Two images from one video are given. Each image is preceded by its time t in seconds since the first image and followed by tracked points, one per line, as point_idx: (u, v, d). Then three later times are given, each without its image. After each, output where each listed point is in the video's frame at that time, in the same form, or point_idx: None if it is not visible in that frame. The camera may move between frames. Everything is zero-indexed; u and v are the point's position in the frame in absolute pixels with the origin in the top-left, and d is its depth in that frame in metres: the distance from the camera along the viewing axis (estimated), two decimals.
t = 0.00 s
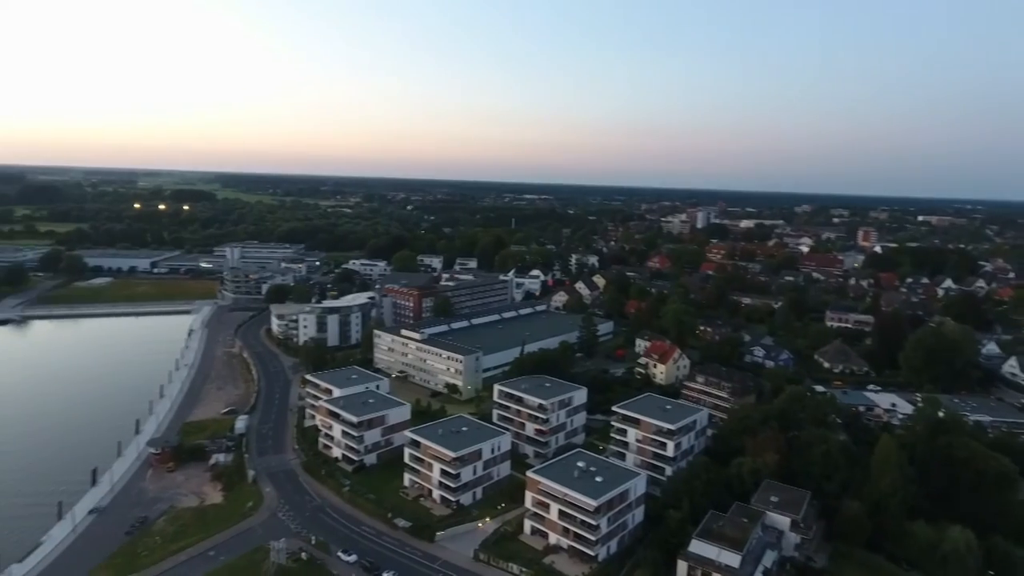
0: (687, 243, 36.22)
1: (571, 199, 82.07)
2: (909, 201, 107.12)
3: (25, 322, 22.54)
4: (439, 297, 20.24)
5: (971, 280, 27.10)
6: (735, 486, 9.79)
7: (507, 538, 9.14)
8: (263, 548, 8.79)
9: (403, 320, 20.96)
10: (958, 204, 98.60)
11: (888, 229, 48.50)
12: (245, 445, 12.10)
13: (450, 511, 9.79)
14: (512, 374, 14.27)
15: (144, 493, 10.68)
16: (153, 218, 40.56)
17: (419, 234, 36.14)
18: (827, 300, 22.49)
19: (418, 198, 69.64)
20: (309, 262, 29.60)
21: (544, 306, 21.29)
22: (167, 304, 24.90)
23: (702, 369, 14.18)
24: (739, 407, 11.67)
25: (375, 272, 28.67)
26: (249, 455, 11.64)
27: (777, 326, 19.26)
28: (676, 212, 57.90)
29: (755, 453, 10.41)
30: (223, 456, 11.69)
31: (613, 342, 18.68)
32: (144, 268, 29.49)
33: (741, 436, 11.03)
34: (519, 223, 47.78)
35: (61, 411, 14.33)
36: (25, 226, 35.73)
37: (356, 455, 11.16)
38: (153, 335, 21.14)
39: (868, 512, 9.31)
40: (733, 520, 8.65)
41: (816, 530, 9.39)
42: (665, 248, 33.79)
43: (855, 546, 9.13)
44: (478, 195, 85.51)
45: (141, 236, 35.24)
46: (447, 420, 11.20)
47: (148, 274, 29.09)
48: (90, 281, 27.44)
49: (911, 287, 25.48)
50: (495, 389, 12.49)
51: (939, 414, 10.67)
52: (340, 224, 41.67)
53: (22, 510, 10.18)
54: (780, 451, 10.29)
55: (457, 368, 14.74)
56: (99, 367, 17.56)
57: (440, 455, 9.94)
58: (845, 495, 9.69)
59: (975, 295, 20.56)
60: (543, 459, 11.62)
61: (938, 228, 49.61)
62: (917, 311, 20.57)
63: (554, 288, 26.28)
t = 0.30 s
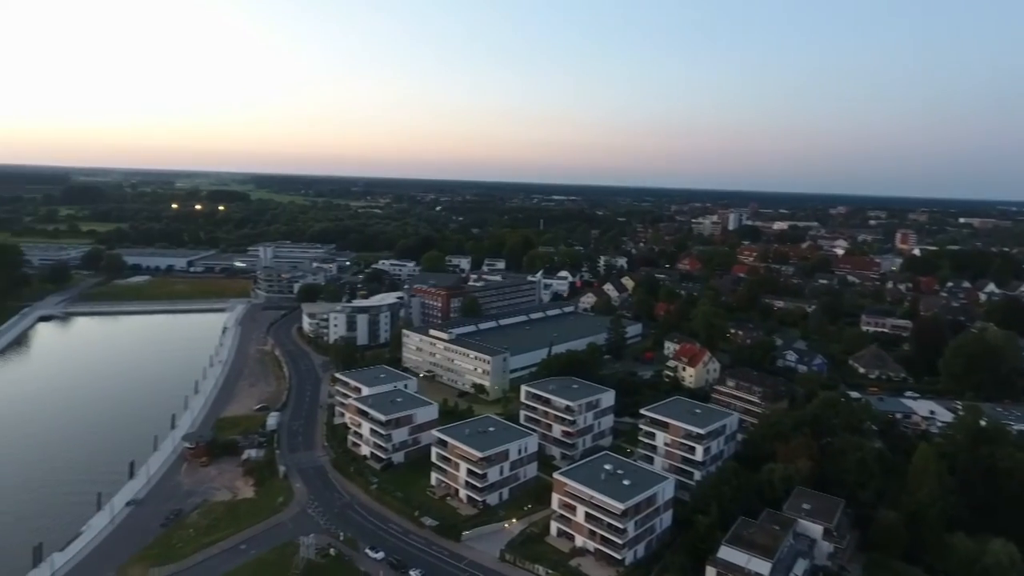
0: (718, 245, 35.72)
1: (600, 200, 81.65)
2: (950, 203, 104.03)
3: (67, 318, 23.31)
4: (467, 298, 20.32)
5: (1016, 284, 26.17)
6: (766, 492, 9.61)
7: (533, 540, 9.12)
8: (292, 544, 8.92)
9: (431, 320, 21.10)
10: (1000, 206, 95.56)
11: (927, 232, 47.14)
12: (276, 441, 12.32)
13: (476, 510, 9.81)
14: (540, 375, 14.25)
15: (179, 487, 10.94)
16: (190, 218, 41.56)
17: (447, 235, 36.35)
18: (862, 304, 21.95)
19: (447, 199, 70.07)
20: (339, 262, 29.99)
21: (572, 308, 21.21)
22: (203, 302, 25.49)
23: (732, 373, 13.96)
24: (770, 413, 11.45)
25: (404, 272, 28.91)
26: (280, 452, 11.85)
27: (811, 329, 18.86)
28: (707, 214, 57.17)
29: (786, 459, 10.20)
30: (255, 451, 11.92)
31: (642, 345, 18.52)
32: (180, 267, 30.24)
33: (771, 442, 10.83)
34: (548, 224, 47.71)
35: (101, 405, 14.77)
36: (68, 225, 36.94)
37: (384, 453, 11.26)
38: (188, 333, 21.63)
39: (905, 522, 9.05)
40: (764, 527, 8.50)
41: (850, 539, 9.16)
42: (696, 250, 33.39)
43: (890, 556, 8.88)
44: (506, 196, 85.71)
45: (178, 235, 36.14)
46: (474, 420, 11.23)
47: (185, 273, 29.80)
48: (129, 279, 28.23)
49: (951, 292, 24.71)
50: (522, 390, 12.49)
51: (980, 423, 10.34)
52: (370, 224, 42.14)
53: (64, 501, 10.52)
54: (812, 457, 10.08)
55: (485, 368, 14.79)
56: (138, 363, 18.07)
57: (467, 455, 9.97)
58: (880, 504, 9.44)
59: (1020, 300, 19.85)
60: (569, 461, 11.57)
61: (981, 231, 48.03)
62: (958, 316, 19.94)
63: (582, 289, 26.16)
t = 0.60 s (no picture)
0: (750, 247, 35.17)
1: (629, 201, 81.12)
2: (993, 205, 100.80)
3: (108, 315, 24.03)
4: (496, 298, 20.37)
5: None
6: (798, 499, 9.40)
7: (560, 542, 9.09)
8: (322, 539, 9.05)
9: (459, 320, 21.21)
10: None
11: (970, 234, 45.71)
12: (307, 438, 12.51)
13: (503, 511, 9.82)
14: (568, 376, 14.20)
15: (213, 481, 11.18)
16: (225, 219, 42.51)
17: (476, 235, 36.49)
18: (901, 308, 21.37)
19: (476, 200, 70.40)
20: (370, 262, 30.35)
21: (601, 309, 21.09)
22: (237, 301, 26.03)
23: (765, 377, 13.72)
24: (804, 418, 11.22)
25: (433, 272, 29.14)
26: (311, 449, 12.03)
27: (846, 334, 18.43)
28: (739, 215, 56.32)
29: (820, 466, 9.98)
30: (286, 448, 12.13)
31: (672, 347, 18.32)
32: (216, 266, 30.94)
33: (805, 448, 10.61)
34: (577, 225, 47.57)
35: (140, 399, 15.20)
36: (110, 224, 38.12)
37: (413, 452, 11.35)
38: (223, 331, 22.09)
39: (944, 534, 8.76)
40: (796, 535, 8.33)
41: (887, 549, 8.91)
42: (727, 252, 32.93)
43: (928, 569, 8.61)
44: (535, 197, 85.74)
45: (214, 235, 36.99)
46: (501, 420, 11.24)
47: (220, 272, 30.48)
48: (167, 277, 29.00)
49: (995, 296, 23.91)
50: (550, 391, 12.46)
51: None
52: (400, 224, 42.54)
53: (104, 492, 10.84)
54: (847, 465, 9.84)
55: (513, 369, 14.80)
56: (176, 359, 18.55)
57: (495, 455, 9.99)
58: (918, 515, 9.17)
59: None
60: (597, 464, 11.50)
61: None
62: (1002, 321, 19.28)
63: (611, 290, 25.99)
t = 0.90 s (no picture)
0: (784, 249, 34.49)
1: (660, 202, 80.38)
2: None
3: (148, 312, 24.73)
4: (524, 299, 20.36)
5: None
6: (832, 507, 9.19)
7: (588, 545, 9.04)
8: (351, 536, 9.17)
9: (488, 320, 21.26)
10: None
11: (1016, 237, 44.12)
12: (337, 436, 12.68)
13: (531, 512, 9.80)
14: (596, 378, 14.12)
15: (247, 476, 11.41)
16: (260, 219, 43.35)
17: (505, 236, 36.54)
18: (942, 313, 20.72)
19: (506, 201, 70.53)
20: (400, 262, 30.62)
21: (631, 311, 20.92)
22: (270, 299, 26.52)
23: (798, 382, 13.44)
24: (839, 425, 10.96)
25: (462, 272, 29.27)
26: (341, 446, 12.19)
27: (884, 339, 17.94)
28: (773, 217, 55.36)
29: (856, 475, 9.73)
30: (317, 445, 12.31)
31: (702, 350, 18.07)
32: (251, 265, 31.57)
33: (840, 456, 10.35)
34: (607, 226, 47.29)
35: (178, 395, 15.60)
36: (150, 224, 39.24)
37: (441, 451, 11.43)
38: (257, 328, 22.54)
39: (987, 548, 8.47)
40: (830, 544, 8.14)
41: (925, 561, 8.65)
42: (761, 254, 32.36)
43: None
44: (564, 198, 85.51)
45: (249, 234, 37.76)
46: (529, 421, 11.23)
47: (255, 271, 31.10)
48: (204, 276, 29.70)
49: None
50: (578, 393, 12.41)
51: None
52: (430, 225, 42.85)
53: (143, 484, 11.15)
54: (884, 474, 9.58)
55: (541, 370, 14.78)
56: (212, 356, 19.00)
57: (523, 456, 9.99)
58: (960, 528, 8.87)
59: None
60: (626, 467, 11.41)
61: None
62: None
63: (640, 292, 25.76)
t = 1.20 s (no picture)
0: (819, 251, 33.77)
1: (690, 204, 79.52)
2: None
3: (184, 310, 25.33)
4: (553, 300, 20.32)
5: None
6: (868, 517, 8.95)
7: (615, 549, 8.97)
8: (380, 533, 9.26)
9: (516, 321, 21.27)
10: None
11: None
12: (367, 434, 12.82)
13: (558, 514, 9.77)
14: (625, 381, 14.02)
15: (278, 472, 11.61)
16: (293, 219, 44.14)
17: (534, 237, 36.52)
18: (984, 319, 20.07)
19: (535, 202, 70.45)
20: (429, 263, 30.84)
21: (660, 314, 20.72)
22: (303, 299, 26.96)
23: (833, 388, 13.14)
24: (875, 432, 10.67)
25: (490, 273, 29.35)
26: (370, 445, 12.32)
27: (923, 345, 17.44)
28: (808, 219, 54.26)
29: (893, 483, 9.48)
30: (347, 443, 12.46)
31: (733, 354, 17.80)
32: (284, 264, 32.14)
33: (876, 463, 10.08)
34: (636, 227, 46.96)
35: (213, 391, 15.95)
36: (188, 224, 40.29)
37: (468, 451, 11.46)
38: (289, 327, 22.91)
39: None
40: (864, 554, 7.94)
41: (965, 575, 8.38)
42: (794, 257, 31.76)
43: None
44: (594, 199, 85.13)
45: (282, 234, 38.45)
46: (557, 423, 11.20)
47: (287, 271, 31.65)
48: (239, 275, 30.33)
49: None
50: (606, 396, 12.33)
51: None
52: (459, 226, 43.08)
53: (179, 478, 11.43)
54: (923, 483, 9.30)
55: (569, 372, 14.73)
56: (247, 353, 19.39)
57: (550, 458, 9.97)
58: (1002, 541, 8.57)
59: None
60: (654, 471, 11.29)
61: None
62: None
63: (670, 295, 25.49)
